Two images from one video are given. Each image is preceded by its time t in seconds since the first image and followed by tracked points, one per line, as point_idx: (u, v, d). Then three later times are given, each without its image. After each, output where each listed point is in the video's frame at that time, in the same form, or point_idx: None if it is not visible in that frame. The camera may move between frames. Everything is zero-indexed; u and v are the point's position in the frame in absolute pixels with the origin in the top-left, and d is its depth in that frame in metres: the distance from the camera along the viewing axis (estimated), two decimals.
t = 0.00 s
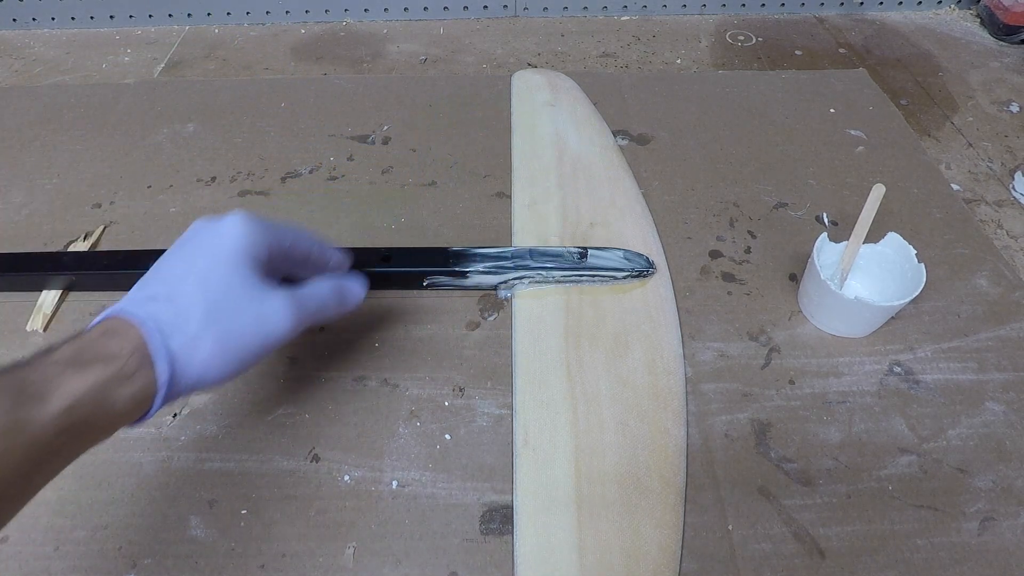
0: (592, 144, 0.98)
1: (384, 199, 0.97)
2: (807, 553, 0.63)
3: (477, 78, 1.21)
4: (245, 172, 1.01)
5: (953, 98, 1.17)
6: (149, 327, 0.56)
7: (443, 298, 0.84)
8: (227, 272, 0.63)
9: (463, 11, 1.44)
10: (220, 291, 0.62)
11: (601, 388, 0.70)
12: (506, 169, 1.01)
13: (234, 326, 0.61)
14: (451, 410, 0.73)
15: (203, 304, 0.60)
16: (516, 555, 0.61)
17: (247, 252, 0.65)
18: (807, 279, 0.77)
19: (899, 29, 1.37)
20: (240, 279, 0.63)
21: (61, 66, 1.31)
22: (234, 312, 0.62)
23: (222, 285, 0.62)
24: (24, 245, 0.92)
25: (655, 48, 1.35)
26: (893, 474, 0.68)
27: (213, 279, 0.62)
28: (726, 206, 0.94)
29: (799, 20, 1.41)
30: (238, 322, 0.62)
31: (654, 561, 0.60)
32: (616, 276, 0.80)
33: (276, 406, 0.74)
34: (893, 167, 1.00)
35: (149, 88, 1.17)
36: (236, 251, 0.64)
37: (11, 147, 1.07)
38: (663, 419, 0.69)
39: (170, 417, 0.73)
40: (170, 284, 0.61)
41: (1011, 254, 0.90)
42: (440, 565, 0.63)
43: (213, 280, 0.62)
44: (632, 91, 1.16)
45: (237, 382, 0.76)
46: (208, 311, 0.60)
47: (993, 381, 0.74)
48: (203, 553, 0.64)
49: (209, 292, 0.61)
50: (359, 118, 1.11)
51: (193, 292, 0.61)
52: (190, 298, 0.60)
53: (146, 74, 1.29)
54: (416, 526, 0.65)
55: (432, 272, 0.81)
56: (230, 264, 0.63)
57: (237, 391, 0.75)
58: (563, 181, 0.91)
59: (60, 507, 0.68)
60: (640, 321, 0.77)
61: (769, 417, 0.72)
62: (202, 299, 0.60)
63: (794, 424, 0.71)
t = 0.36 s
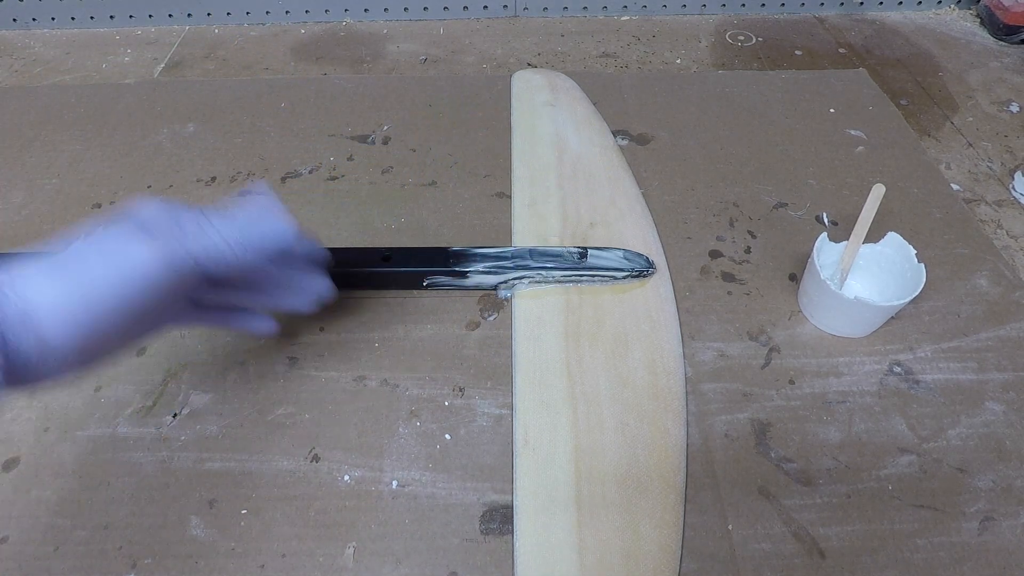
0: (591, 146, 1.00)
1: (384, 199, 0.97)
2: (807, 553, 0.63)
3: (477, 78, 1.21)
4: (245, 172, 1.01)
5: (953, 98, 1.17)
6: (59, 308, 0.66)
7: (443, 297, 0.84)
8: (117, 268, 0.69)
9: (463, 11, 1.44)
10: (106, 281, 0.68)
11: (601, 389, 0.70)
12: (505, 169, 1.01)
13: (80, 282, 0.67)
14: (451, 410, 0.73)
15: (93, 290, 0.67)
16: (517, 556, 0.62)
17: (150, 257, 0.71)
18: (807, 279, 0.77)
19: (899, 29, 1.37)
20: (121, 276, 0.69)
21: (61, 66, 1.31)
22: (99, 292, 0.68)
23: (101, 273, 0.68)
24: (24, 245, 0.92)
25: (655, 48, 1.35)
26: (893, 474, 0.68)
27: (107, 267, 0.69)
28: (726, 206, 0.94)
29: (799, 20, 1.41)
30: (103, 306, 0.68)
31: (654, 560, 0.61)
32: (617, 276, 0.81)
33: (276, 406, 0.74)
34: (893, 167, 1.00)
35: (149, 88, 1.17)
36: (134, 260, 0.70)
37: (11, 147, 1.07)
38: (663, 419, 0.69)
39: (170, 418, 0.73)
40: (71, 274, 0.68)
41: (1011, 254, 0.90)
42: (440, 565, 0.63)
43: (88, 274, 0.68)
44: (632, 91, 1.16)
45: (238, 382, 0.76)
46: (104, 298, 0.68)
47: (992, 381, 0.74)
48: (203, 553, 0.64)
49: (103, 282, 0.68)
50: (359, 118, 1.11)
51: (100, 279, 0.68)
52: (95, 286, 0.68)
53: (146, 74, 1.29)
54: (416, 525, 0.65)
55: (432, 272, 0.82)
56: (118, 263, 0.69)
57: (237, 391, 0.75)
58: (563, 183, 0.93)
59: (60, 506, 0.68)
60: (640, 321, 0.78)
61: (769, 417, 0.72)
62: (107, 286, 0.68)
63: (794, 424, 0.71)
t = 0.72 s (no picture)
0: (591, 146, 1.00)
1: (384, 199, 0.97)
2: (807, 553, 0.63)
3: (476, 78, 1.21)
4: (245, 172, 1.01)
5: (953, 99, 1.17)
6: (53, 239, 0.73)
7: (443, 298, 0.84)
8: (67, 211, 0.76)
9: (463, 11, 1.44)
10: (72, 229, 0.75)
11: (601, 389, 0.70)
12: (505, 169, 1.01)
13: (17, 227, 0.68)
14: (451, 411, 0.73)
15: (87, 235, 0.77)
16: (517, 556, 0.62)
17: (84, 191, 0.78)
18: (808, 279, 0.77)
19: (899, 29, 1.37)
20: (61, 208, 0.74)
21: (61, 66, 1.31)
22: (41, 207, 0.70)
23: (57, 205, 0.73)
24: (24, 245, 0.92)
25: (655, 48, 1.35)
26: (893, 474, 0.68)
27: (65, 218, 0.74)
28: (726, 206, 0.94)
29: (799, 20, 1.41)
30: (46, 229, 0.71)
31: (654, 560, 0.61)
32: (617, 276, 0.81)
33: (276, 406, 0.74)
34: (893, 167, 1.00)
35: (149, 88, 1.18)
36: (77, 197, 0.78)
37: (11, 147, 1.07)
38: (663, 419, 0.69)
39: (170, 417, 0.73)
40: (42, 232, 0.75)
41: (1011, 254, 0.90)
42: (440, 565, 0.63)
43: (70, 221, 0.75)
44: (632, 91, 1.16)
45: (238, 382, 0.76)
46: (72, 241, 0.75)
47: (993, 381, 0.74)
48: (203, 553, 0.64)
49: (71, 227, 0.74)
50: (359, 118, 1.11)
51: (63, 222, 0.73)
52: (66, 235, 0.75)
53: (146, 74, 1.29)
54: (416, 525, 0.65)
55: (432, 272, 0.82)
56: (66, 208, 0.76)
57: (237, 391, 0.75)
58: (563, 183, 0.93)
59: (61, 506, 0.68)
60: (639, 321, 0.78)
61: (769, 418, 0.72)
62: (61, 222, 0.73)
63: (794, 424, 0.71)
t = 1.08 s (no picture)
0: (592, 146, 1.00)
1: (384, 199, 0.97)
2: (807, 553, 0.63)
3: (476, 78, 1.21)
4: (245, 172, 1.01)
5: (953, 99, 1.17)
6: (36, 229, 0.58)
7: (443, 298, 0.84)
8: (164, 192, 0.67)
9: (463, 11, 1.44)
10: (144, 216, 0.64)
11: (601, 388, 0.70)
12: (505, 169, 1.01)
13: (170, 249, 0.62)
14: (451, 411, 0.73)
15: (151, 216, 0.64)
16: (517, 556, 0.62)
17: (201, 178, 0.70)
18: (807, 279, 0.78)
19: (899, 29, 1.37)
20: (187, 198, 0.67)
21: (61, 66, 1.31)
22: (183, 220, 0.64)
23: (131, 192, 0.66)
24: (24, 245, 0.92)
25: (655, 48, 1.35)
26: (893, 474, 0.68)
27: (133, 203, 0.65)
28: (726, 206, 0.94)
29: (799, 20, 1.41)
30: (156, 219, 0.64)
31: (654, 561, 0.61)
32: (617, 276, 0.81)
33: (277, 406, 0.74)
34: (892, 167, 1.00)
35: (150, 88, 1.18)
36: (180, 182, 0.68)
37: (11, 147, 1.07)
38: (663, 419, 0.69)
39: (170, 418, 0.74)
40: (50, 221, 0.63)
41: (1011, 254, 0.90)
42: (440, 565, 0.63)
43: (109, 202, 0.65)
44: (632, 91, 1.16)
45: (237, 382, 0.76)
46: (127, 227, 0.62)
47: (992, 381, 0.74)
48: (203, 553, 0.64)
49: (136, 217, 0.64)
50: (359, 118, 1.11)
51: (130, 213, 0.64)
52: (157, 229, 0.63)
53: (146, 74, 1.29)
54: (416, 525, 0.65)
55: (432, 272, 0.81)
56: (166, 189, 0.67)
57: (238, 390, 0.75)
58: (563, 184, 0.93)
59: (61, 506, 0.68)
60: (640, 321, 0.78)
61: (769, 418, 0.72)
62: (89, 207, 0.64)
63: (794, 424, 0.71)
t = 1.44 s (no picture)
0: (591, 146, 1.00)
1: (384, 199, 0.97)
2: (807, 553, 0.63)
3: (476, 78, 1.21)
4: (245, 173, 1.01)
5: (953, 99, 1.17)
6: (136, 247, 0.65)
7: (443, 297, 0.84)
8: (230, 220, 0.73)
9: (463, 11, 1.44)
10: (231, 244, 0.71)
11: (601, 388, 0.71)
12: (505, 169, 1.01)
13: (240, 280, 0.70)
14: (451, 411, 0.73)
15: (218, 236, 0.71)
16: (517, 556, 0.62)
17: (258, 210, 0.77)
18: (807, 279, 0.78)
19: (899, 29, 1.37)
20: (250, 227, 0.75)
21: (61, 66, 1.31)
22: (252, 257, 0.73)
23: (201, 213, 0.73)
24: (24, 245, 0.92)
25: (655, 48, 1.35)
26: (893, 474, 0.68)
27: (212, 228, 0.71)
28: (726, 206, 0.94)
29: (799, 20, 1.41)
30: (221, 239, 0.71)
31: (655, 561, 0.61)
32: (617, 276, 0.81)
33: (277, 406, 0.74)
34: (893, 167, 1.00)
35: (150, 88, 1.18)
36: (241, 210, 0.75)
37: (11, 147, 1.07)
38: (663, 419, 0.70)
39: (170, 417, 0.73)
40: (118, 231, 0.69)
41: (1011, 254, 0.90)
42: (440, 565, 0.63)
43: (186, 218, 0.72)
44: (632, 91, 1.16)
45: (237, 382, 0.76)
46: (220, 253, 0.70)
47: (993, 381, 0.74)
48: (203, 553, 0.64)
49: (225, 243, 0.71)
50: (359, 119, 1.11)
51: (210, 236, 0.71)
52: (231, 256, 0.70)
53: (146, 74, 1.29)
54: (416, 525, 0.65)
55: (432, 272, 0.82)
56: (232, 216, 0.74)
57: (237, 390, 0.75)
58: (563, 184, 0.93)
59: (61, 506, 0.68)
60: (639, 320, 0.78)
61: (769, 418, 0.72)
62: (166, 225, 0.70)
63: (794, 424, 0.71)
